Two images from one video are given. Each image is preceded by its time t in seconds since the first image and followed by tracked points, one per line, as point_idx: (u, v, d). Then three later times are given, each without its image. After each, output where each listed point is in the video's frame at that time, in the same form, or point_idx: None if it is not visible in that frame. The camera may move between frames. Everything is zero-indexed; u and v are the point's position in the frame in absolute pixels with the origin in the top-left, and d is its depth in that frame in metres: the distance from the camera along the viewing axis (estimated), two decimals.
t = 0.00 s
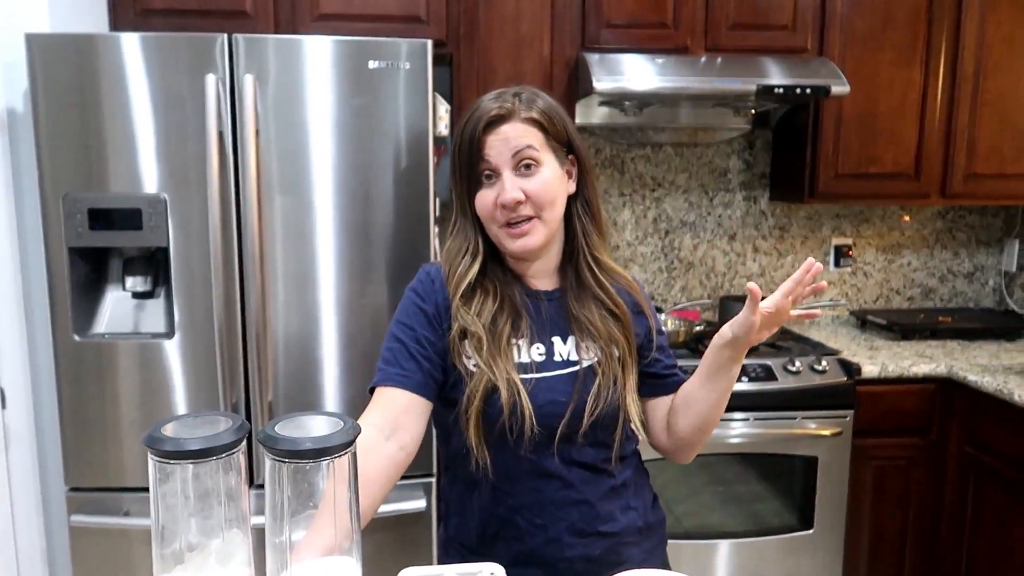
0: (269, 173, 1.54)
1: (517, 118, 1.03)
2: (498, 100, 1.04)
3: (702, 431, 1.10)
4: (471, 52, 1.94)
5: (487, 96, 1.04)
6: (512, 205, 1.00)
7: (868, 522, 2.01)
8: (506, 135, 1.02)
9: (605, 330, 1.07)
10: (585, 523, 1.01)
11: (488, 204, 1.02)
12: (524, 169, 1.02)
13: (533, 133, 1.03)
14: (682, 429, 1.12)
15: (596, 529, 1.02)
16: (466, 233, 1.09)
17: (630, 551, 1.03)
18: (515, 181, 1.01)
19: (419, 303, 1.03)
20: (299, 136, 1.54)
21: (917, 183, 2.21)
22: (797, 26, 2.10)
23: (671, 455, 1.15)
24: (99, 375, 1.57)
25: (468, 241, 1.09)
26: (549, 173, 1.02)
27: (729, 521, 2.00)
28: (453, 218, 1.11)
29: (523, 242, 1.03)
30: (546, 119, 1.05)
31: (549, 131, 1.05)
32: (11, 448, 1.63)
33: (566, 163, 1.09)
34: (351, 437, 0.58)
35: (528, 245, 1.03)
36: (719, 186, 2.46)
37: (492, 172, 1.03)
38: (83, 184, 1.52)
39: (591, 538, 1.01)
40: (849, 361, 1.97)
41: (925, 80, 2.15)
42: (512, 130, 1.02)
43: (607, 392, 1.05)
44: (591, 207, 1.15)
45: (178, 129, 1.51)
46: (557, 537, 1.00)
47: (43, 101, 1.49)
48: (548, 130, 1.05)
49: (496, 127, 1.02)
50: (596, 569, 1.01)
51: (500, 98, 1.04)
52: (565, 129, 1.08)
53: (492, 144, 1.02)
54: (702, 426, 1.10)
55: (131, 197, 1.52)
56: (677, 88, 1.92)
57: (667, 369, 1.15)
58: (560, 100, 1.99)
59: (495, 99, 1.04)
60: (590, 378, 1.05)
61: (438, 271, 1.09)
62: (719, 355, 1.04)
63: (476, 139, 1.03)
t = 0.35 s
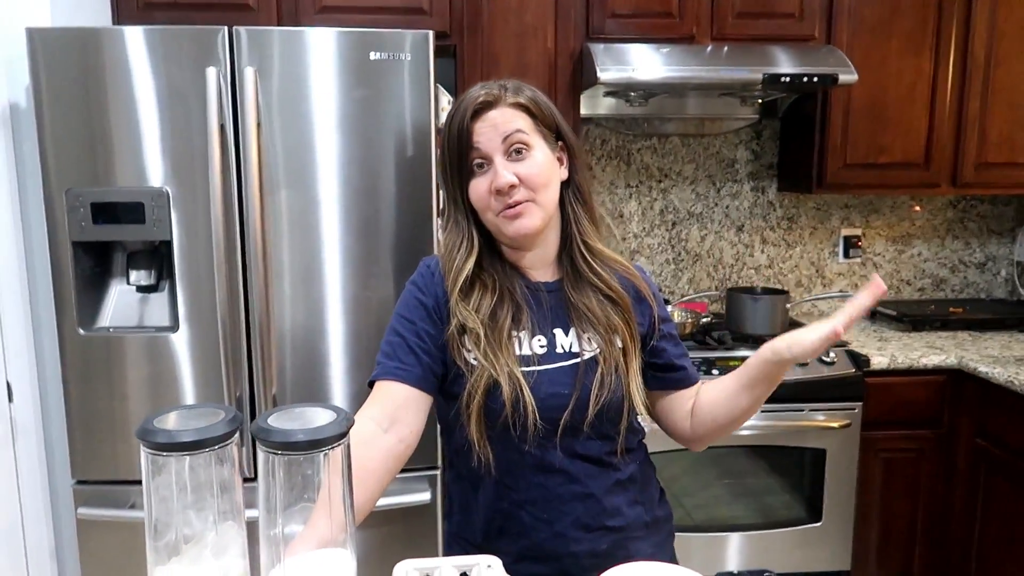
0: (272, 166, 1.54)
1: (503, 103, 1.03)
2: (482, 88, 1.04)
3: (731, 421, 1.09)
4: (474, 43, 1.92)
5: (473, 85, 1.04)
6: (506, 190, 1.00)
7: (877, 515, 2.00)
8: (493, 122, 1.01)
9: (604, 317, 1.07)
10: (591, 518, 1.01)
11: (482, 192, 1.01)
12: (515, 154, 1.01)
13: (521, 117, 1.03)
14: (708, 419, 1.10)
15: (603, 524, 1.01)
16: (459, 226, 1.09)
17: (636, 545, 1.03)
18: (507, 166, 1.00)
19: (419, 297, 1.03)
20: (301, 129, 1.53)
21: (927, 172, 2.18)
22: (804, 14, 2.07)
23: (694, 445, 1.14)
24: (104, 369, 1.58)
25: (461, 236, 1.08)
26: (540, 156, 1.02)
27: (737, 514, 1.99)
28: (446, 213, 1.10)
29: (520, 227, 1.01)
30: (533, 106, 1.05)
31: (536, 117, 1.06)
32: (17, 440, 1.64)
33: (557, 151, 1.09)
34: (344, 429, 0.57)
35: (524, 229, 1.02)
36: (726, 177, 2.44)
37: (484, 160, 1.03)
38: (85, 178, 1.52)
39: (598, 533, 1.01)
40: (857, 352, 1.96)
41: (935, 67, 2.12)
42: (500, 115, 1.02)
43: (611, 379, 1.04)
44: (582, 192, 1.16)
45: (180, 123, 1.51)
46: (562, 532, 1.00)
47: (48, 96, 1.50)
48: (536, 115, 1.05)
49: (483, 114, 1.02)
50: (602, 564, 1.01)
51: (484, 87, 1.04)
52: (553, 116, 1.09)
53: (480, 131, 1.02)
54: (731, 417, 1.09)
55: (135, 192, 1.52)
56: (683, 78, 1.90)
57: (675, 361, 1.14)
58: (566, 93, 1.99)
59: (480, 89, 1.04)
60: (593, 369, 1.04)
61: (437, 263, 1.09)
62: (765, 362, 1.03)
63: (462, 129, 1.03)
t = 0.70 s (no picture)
0: (294, 164, 1.56)
1: (534, 101, 1.02)
2: (512, 84, 1.03)
3: (737, 421, 1.10)
4: (494, 40, 1.93)
5: (503, 80, 1.04)
6: (531, 187, 1.00)
7: (901, 517, 1.97)
8: (523, 119, 1.01)
9: (621, 310, 1.07)
10: (612, 513, 1.01)
11: (507, 188, 1.02)
12: (542, 153, 1.02)
13: (551, 116, 1.03)
14: (714, 419, 1.11)
15: (624, 520, 1.02)
16: (480, 220, 1.09)
17: (659, 542, 1.03)
18: (533, 164, 1.01)
19: (434, 293, 1.04)
20: (323, 126, 1.55)
21: (953, 169, 2.14)
22: (828, 9, 2.04)
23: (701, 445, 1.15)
24: (128, 362, 1.61)
25: (482, 228, 1.09)
26: (566, 156, 1.02)
27: (759, 514, 1.98)
28: (468, 207, 1.11)
29: (541, 226, 1.02)
30: (562, 103, 1.05)
31: (565, 115, 1.05)
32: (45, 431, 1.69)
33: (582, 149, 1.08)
34: (356, 419, 0.58)
35: (546, 228, 1.02)
36: (749, 175, 2.41)
37: (510, 156, 1.03)
38: (111, 175, 1.56)
39: (619, 529, 1.01)
40: (881, 351, 1.93)
41: (963, 62, 2.08)
42: (529, 113, 1.01)
43: (630, 372, 1.04)
44: (604, 194, 1.15)
45: (203, 121, 1.53)
46: (584, 528, 1.01)
47: (76, 93, 1.53)
48: (565, 113, 1.05)
49: (514, 110, 1.02)
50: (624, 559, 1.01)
51: (516, 82, 1.04)
52: (580, 113, 1.08)
53: (510, 128, 1.02)
54: (738, 417, 1.09)
55: (159, 188, 1.55)
56: (705, 74, 1.89)
57: (690, 359, 1.14)
58: (585, 88, 1.99)
59: (509, 84, 1.03)
60: (611, 362, 1.04)
61: (454, 260, 1.10)
62: (771, 363, 1.04)
63: (492, 123, 1.03)
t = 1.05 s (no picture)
0: (328, 169, 1.57)
1: (566, 107, 1.01)
2: (545, 89, 1.02)
3: (766, 427, 1.06)
4: (526, 44, 1.92)
5: (535, 84, 1.02)
6: (563, 196, 0.99)
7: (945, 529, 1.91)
8: (556, 125, 1.00)
9: (651, 314, 1.06)
10: (643, 520, 1.00)
11: (538, 195, 1.01)
12: (574, 159, 1.00)
13: (583, 122, 1.01)
14: (743, 425, 1.09)
15: (655, 526, 1.00)
16: (510, 225, 1.09)
17: (691, 549, 1.02)
18: (566, 171, 1.00)
19: (463, 298, 1.04)
20: (355, 132, 1.56)
21: (999, 170, 2.07)
22: (867, 8, 1.99)
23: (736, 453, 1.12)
24: (166, 366, 1.64)
25: (513, 233, 1.08)
26: (598, 163, 1.01)
27: (796, 523, 1.94)
28: (498, 213, 1.10)
29: (573, 233, 1.01)
30: (594, 108, 1.04)
31: (597, 120, 1.04)
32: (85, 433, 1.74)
33: (613, 153, 1.07)
34: (383, 424, 0.58)
35: (577, 236, 1.01)
36: (785, 178, 2.37)
37: (542, 162, 1.02)
38: (150, 181, 1.59)
39: (650, 535, 1.00)
40: (923, 358, 1.87)
41: (1009, 60, 2.01)
42: (562, 119, 1.00)
43: (661, 376, 1.03)
44: (636, 197, 1.14)
45: (240, 127, 1.56)
46: (615, 534, 0.99)
47: (116, 102, 1.57)
48: (597, 119, 1.04)
49: (546, 116, 1.00)
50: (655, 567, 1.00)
51: (547, 87, 1.02)
52: (612, 117, 1.07)
53: (543, 135, 1.00)
54: (765, 423, 1.06)
55: (196, 193, 1.58)
56: (739, 75, 1.86)
57: (723, 364, 1.11)
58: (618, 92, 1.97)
59: (541, 89, 1.02)
60: (642, 367, 1.02)
61: (483, 265, 1.10)
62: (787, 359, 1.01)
63: (524, 128, 1.01)
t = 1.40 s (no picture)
0: (344, 173, 1.58)
1: (592, 107, 1.00)
2: (567, 89, 1.00)
3: (798, 401, 1.01)
4: (542, 47, 1.92)
5: (559, 82, 1.01)
6: (586, 195, 0.97)
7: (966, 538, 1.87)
8: (581, 124, 0.99)
9: (663, 318, 1.05)
10: (654, 525, 0.99)
11: (559, 193, 0.99)
12: (597, 159, 0.99)
13: (607, 123, 1.01)
14: (773, 410, 1.03)
15: (667, 531, 0.99)
16: (525, 227, 1.08)
17: (704, 554, 1.01)
18: (589, 171, 0.98)
19: (474, 302, 1.04)
20: (372, 136, 1.57)
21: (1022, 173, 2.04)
22: (886, 9, 1.97)
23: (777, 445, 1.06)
24: (183, 368, 1.66)
25: (527, 235, 1.07)
26: (619, 165, 1.00)
27: (813, 530, 1.91)
28: (513, 211, 1.08)
29: (593, 232, 1.00)
30: (617, 110, 1.03)
31: (617, 122, 1.03)
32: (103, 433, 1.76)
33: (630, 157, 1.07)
34: (395, 428, 0.58)
35: (597, 237, 1.00)
36: (803, 181, 2.35)
37: (565, 161, 1.00)
38: (167, 185, 1.61)
39: (662, 540, 0.99)
40: (944, 363, 1.85)
41: None
42: (587, 119, 0.99)
43: (672, 379, 1.02)
44: (650, 201, 1.13)
45: (257, 130, 1.57)
46: (626, 539, 0.99)
47: (136, 108, 1.59)
48: (619, 121, 1.03)
49: (572, 115, 0.99)
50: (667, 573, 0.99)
51: (570, 87, 1.01)
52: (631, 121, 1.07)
53: (568, 133, 0.99)
54: (797, 398, 1.01)
55: (213, 196, 1.59)
56: (756, 78, 1.84)
57: (743, 358, 1.09)
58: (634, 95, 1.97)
59: (566, 87, 1.01)
60: (652, 370, 1.02)
61: (495, 269, 1.10)
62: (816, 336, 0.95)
63: (548, 126, 0.99)
